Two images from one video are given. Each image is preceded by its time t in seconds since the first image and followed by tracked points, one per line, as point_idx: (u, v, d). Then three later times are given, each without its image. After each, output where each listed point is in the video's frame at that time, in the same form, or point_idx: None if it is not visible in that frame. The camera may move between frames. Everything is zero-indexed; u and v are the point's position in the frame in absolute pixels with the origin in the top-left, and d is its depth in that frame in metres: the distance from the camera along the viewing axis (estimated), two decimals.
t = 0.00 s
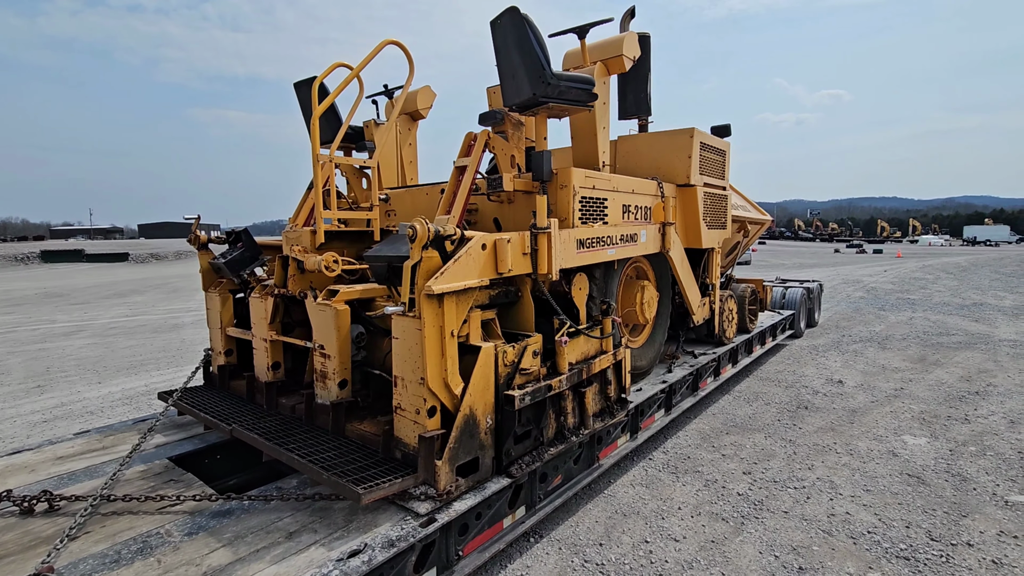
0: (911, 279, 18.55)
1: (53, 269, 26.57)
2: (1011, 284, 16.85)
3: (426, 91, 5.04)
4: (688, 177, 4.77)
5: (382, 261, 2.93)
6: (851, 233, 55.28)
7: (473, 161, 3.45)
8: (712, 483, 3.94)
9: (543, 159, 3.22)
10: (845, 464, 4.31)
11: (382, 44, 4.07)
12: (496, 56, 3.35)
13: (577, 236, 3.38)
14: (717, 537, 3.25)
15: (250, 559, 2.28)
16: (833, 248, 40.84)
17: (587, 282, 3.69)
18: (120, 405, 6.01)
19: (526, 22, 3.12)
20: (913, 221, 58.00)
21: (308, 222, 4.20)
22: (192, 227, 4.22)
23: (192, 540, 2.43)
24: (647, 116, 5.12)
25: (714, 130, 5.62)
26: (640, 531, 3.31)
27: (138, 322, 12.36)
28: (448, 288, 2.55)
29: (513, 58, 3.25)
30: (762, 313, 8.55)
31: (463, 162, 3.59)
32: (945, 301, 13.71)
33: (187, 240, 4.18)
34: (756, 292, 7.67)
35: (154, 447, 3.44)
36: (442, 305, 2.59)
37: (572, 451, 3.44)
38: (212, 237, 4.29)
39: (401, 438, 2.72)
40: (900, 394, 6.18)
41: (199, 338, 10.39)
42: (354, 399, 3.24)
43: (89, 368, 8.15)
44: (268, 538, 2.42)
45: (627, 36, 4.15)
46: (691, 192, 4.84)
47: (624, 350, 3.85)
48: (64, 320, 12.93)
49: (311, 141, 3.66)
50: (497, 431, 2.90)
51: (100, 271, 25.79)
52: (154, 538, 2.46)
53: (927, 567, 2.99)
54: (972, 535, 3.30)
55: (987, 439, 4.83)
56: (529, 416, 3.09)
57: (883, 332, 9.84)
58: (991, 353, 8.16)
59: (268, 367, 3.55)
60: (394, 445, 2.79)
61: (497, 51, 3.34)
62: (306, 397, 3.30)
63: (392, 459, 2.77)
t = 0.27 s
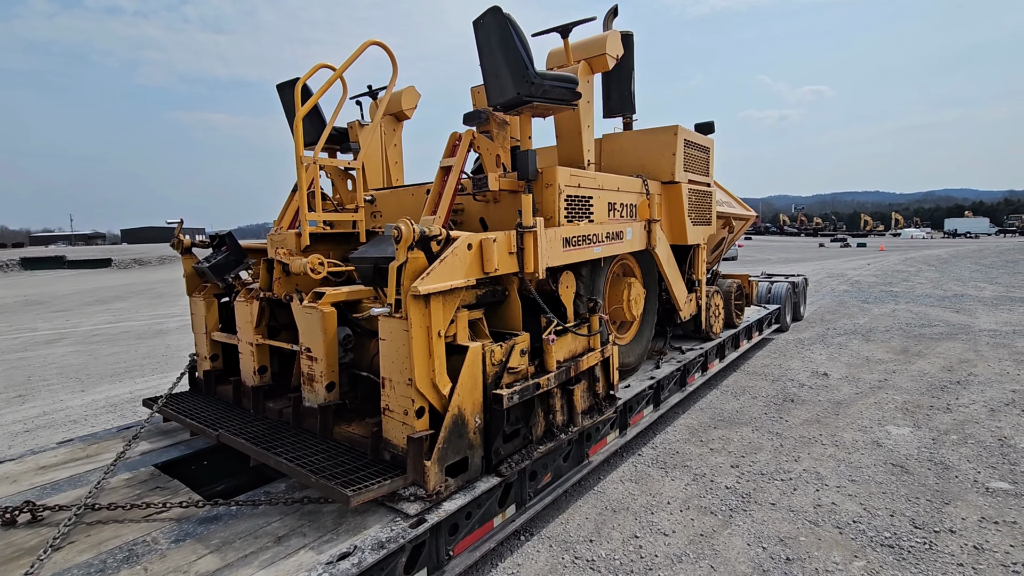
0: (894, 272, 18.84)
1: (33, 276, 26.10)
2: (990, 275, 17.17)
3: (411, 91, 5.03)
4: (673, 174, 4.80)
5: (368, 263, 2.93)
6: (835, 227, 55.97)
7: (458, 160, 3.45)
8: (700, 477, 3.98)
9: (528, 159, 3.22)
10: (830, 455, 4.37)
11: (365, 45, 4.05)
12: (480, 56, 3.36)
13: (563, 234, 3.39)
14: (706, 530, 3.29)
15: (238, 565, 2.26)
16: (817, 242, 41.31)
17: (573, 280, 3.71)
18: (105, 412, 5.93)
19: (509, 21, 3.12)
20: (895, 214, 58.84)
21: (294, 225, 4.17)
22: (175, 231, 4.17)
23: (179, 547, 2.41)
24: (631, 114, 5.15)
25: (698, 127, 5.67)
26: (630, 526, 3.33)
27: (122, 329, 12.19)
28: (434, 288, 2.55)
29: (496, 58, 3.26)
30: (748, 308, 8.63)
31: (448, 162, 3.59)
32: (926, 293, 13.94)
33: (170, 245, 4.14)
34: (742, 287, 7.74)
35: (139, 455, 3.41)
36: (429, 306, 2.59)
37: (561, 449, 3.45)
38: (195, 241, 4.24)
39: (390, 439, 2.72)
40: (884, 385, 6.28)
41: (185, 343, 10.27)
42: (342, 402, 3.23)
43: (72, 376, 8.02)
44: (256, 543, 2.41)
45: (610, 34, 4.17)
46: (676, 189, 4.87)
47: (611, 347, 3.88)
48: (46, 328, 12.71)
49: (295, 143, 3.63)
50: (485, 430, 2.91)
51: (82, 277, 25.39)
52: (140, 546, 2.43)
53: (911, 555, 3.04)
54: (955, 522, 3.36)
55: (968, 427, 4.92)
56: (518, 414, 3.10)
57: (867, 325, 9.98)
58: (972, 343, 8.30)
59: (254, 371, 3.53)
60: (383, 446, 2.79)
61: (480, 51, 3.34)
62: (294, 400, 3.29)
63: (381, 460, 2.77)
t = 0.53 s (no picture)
0: (883, 265, 18.99)
1: (19, 282, 25.78)
2: (977, 267, 17.32)
3: (395, 91, 4.98)
4: (658, 171, 4.79)
5: (348, 265, 2.90)
6: (824, 222, 56.35)
7: (440, 160, 3.42)
8: (689, 474, 3.97)
9: (511, 157, 3.20)
10: (818, 450, 4.38)
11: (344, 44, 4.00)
12: (461, 54, 3.33)
13: (548, 233, 3.37)
14: (694, 528, 3.28)
15: (217, 574, 2.23)
16: (807, 237, 41.58)
17: (559, 279, 3.69)
18: (89, 420, 5.85)
19: (488, 19, 3.10)
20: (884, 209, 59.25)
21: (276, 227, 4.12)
22: (155, 235, 4.11)
23: (157, 557, 2.37)
24: (617, 111, 5.13)
25: (684, 124, 5.66)
26: (618, 525, 3.32)
27: (109, 334, 12.05)
28: (414, 290, 2.52)
29: (477, 55, 3.23)
30: (738, 304, 8.65)
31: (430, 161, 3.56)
32: (914, 286, 14.04)
33: (150, 249, 4.08)
34: (731, 283, 7.76)
35: (120, 463, 3.36)
36: (410, 307, 2.56)
37: (548, 449, 3.43)
38: (177, 245, 4.19)
39: (373, 443, 2.69)
40: (872, 378, 6.31)
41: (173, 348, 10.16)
42: (325, 406, 3.19)
43: (57, 384, 7.91)
44: (236, 551, 2.38)
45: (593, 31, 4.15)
46: (662, 186, 4.86)
47: (598, 346, 3.86)
48: (32, 335, 12.54)
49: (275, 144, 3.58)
50: (470, 432, 2.89)
51: (69, 283, 25.11)
52: (117, 557, 2.39)
53: (897, 548, 3.05)
54: (940, 515, 3.38)
55: (954, 419, 4.95)
56: (503, 415, 3.07)
57: (856, 319, 10.04)
58: (959, 336, 8.37)
59: (237, 376, 3.48)
60: (366, 450, 2.76)
61: (461, 49, 3.31)
62: (277, 405, 3.25)
63: (364, 465, 2.74)
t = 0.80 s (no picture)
0: (881, 261, 18.96)
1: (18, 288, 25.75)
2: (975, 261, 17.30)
3: (384, 91, 4.94)
4: (650, 169, 4.76)
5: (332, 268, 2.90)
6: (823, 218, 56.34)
7: (427, 160, 3.39)
8: (683, 474, 3.95)
9: (498, 157, 3.17)
10: (814, 448, 4.35)
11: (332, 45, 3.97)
12: (446, 54, 3.29)
13: (536, 233, 3.34)
14: (687, 529, 3.25)
15: None
16: (806, 234, 41.57)
17: (549, 279, 3.65)
18: (83, 426, 5.82)
19: (472, 17, 3.07)
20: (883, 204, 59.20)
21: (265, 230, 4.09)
22: (143, 240, 4.08)
23: (140, 566, 2.34)
24: (608, 109, 5.10)
25: (676, 121, 5.63)
26: (610, 527, 3.29)
27: (106, 340, 12.02)
28: (397, 292, 2.49)
29: (462, 55, 3.19)
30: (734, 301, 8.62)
31: (417, 162, 3.53)
32: (913, 281, 14.01)
33: (138, 254, 4.04)
34: (727, 281, 7.73)
35: (108, 471, 3.33)
36: (394, 310, 2.53)
37: (540, 451, 3.40)
38: (164, 250, 4.15)
39: (359, 448, 2.66)
40: (868, 375, 6.28)
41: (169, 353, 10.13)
42: (313, 410, 3.16)
43: (53, 390, 7.88)
44: (220, 560, 2.35)
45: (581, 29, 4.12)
46: (653, 184, 4.83)
47: (590, 346, 3.83)
48: (29, 341, 12.51)
49: (259, 146, 3.55)
50: (458, 435, 2.86)
51: (67, 288, 25.08)
52: (99, 567, 2.37)
53: (891, 547, 3.02)
54: (936, 512, 3.35)
55: (951, 416, 4.92)
56: (492, 418, 3.04)
57: (854, 315, 10.01)
58: (956, 331, 8.34)
59: (225, 381, 3.45)
60: (352, 455, 2.73)
61: (446, 49, 3.27)
62: (264, 410, 3.22)
63: (351, 470, 2.71)
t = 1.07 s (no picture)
0: (891, 258, 18.75)
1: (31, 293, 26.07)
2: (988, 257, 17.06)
3: (383, 95, 4.94)
4: (650, 168, 4.72)
5: (326, 272, 3.02)
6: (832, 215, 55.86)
7: (422, 163, 3.37)
8: (685, 477, 3.90)
9: (493, 159, 3.14)
10: (819, 449, 4.28)
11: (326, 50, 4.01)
12: (440, 55, 3.27)
13: (532, 235, 3.31)
14: (688, 533, 3.20)
15: None
16: (815, 231, 41.21)
17: (547, 281, 3.63)
18: (88, 431, 5.86)
19: (465, 18, 3.05)
20: (893, 200, 58.59)
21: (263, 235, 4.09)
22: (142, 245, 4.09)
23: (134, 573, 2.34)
24: (608, 109, 5.06)
25: (677, 120, 5.58)
26: (610, 531, 3.25)
27: (115, 344, 12.11)
28: (389, 296, 2.47)
29: (456, 55, 3.17)
30: (740, 301, 8.54)
31: (412, 165, 3.52)
32: (923, 279, 13.83)
33: (138, 260, 4.06)
34: (732, 280, 7.65)
35: (107, 476, 3.34)
36: (386, 314, 2.51)
37: (538, 454, 3.37)
38: (164, 255, 4.16)
39: (354, 453, 2.65)
40: (876, 374, 6.19)
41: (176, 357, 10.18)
42: (309, 415, 3.15)
43: (61, 395, 7.95)
44: (212, 566, 2.34)
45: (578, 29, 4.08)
46: (654, 184, 4.79)
47: (589, 348, 3.79)
48: (39, 346, 12.64)
49: (253, 150, 3.55)
50: (454, 439, 2.83)
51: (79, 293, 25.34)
52: (93, 574, 2.36)
53: (897, 552, 2.96)
54: (943, 516, 3.28)
55: (960, 416, 4.83)
56: (489, 421, 3.01)
57: (862, 313, 9.89)
58: (967, 329, 8.21)
59: (223, 386, 3.45)
60: (347, 460, 2.71)
61: (440, 50, 3.25)
62: (261, 415, 3.21)
63: (346, 475, 2.70)
